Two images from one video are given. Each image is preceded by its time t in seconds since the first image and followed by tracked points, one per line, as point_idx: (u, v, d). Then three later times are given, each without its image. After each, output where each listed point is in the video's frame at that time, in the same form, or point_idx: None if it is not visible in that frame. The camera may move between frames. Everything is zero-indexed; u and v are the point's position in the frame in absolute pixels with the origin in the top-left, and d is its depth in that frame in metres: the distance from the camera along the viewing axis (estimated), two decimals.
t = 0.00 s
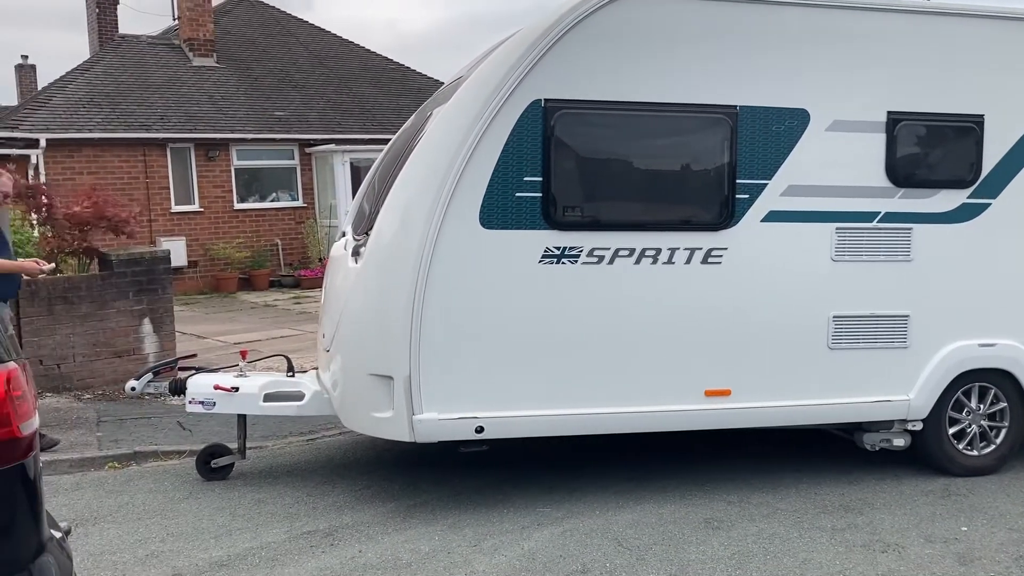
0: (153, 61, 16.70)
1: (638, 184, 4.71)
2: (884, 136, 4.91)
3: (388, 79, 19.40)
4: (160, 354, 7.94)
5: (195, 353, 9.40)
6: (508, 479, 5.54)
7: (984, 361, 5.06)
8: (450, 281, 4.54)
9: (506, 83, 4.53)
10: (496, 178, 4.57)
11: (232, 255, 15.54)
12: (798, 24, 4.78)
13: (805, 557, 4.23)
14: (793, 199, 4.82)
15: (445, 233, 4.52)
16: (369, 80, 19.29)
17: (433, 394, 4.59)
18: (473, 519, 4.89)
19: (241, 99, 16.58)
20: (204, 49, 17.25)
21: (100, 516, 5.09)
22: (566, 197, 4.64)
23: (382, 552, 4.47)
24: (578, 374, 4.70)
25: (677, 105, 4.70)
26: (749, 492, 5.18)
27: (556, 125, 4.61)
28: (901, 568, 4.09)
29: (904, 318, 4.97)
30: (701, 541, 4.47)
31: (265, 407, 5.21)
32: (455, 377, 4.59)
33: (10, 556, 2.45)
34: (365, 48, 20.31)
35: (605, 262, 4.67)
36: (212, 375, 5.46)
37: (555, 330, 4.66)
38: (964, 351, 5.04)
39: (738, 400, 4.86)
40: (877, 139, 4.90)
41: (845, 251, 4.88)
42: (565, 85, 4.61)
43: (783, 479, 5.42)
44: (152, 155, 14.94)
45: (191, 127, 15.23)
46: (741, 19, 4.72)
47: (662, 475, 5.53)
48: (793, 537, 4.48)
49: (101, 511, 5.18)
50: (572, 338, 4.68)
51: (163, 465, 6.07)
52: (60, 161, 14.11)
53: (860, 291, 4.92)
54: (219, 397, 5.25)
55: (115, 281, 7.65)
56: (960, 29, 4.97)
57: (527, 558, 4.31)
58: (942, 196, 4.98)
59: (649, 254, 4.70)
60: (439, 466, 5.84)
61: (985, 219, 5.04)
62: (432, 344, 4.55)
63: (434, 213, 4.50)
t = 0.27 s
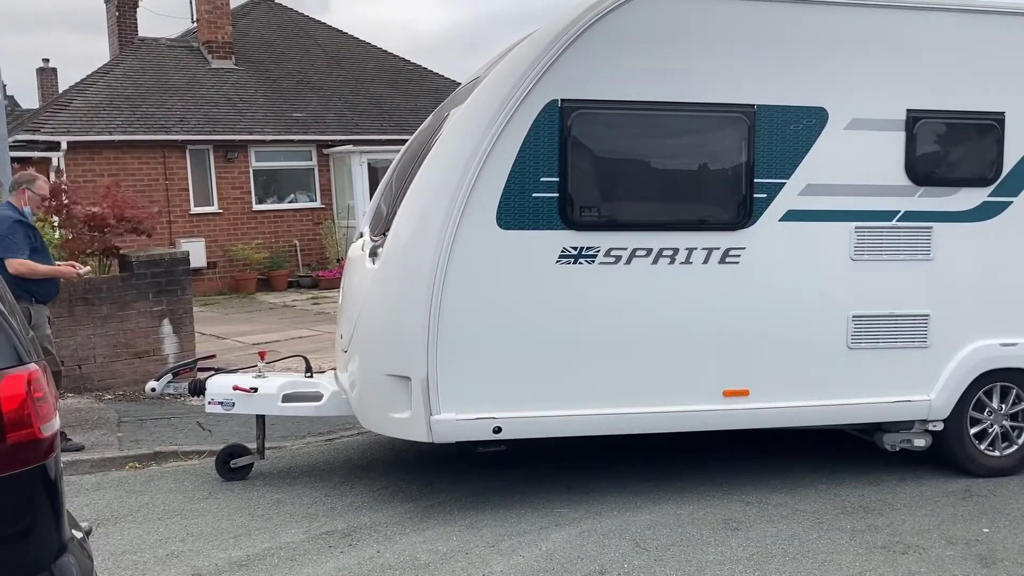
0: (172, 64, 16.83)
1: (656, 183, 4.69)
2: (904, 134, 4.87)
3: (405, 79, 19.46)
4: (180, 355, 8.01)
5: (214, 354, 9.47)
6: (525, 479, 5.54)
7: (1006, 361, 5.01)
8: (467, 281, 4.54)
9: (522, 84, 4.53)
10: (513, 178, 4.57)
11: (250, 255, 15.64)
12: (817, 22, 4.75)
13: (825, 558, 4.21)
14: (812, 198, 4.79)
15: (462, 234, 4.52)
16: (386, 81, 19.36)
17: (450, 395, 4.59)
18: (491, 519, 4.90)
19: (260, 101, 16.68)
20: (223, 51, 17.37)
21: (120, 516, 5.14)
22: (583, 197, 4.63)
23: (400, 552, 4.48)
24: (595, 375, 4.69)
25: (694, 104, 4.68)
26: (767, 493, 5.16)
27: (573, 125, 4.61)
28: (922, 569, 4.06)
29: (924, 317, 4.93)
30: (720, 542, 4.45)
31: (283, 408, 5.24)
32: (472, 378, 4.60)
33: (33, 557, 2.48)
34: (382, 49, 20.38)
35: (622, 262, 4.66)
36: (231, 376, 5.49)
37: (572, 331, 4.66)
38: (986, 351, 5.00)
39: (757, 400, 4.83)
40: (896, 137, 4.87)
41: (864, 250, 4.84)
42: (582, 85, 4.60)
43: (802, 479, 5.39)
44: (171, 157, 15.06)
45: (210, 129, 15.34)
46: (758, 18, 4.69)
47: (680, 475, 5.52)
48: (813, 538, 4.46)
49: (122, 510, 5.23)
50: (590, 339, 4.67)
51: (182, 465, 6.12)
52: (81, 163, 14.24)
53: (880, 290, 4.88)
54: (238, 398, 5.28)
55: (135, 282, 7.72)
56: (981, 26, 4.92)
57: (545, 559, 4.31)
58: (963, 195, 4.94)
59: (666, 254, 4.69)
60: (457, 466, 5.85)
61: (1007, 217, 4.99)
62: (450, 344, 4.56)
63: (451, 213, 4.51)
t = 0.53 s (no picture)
0: (184, 66, 16.93)
1: (667, 184, 4.70)
2: (916, 134, 4.86)
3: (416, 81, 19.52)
4: (194, 356, 8.06)
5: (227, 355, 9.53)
6: (538, 480, 5.55)
7: (1020, 361, 5.00)
8: (480, 282, 4.56)
9: (534, 85, 4.55)
10: (526, 180, 4.58)
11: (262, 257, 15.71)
12: (828, 22, 4.74)
13: (839, 559, 4.20)
14: (824, 198, 4.78)
15: (474, 236, 4.54)
16: (397, 82, 19.42)
17: (463, 395, 4.61)
18: (504, 519, 4.91)
19: (271, 103, 16.75)
20: (235, 53, 17.46)
21: (136, 516, 5.19)
22: (595, 198, 4.64)
23: (414, 552, 4.50)
24: (607, 376, 4.70)
25: (706, 105, 4.69)
26: (780, 493, 5.15)
27: (585, 126, 4.62)
28: (936, 571, 4.04)
29: (938, 317, 4.92)
30: (733, 543, 4.45)
31: (297, 408, 5.27)
32: (485, 379, 4.61)
33: (52, 558, 2.51)
34: (393, 50, 20.44)
35: (634, 263, 4.67)
36: (244, 377, 5.53)
37: (584, 331, 4.67)
38: (1000, 351, 4.98)
39: (769, 401, 4.83)
40: (909, 137, 4.85)
41: (877, 250, 4.83)
42: (593, 87, 4.61)
43: (815, 480, 5.38)
44: (184, 159, 15.15)
45: (222, 131, 15.42)
46: (770, 18, 4.69)
47: (692, 476, 5.52)
48: (826, 539, 4.45)
49: (138, 511, 5.28)
50: (602, 340, 4.68)
51: (197, 466, 6.16)
52: (95, 166, 14.34)
53: (893, 290, 4.87)
54: (251, 399, 5.32)
55: (149, 284, 7.78)
56: (993, 25, 4.91)
57: (558, 559, 4.32)
58: (976, 195, 4.92)
59: (678, 255, 4.69)
60: (469, 466, 5.87)
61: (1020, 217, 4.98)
62: (462, 345, 4.58)
63: (464, 215, 4.53)
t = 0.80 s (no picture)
0: (191, 67, 16.98)
1: (675, 184, 4.70)
2: (924, 134, 4.85)
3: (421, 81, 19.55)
4: (201, 356, 8.09)
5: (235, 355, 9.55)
6: (545, 480, 5.56)
7: None
8: (487, 282, 4.57)
9: (541, 86, 4.55)
10: (533, 180, 4.59)
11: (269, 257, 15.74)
12: (836, 22, 4.73)
13: (847, 559, 4.20)
14: (832, 198, 4.78)
15: (482, 236, 4.55)
16: (403, 82, 19.45)
17: (470, 395, 4.62)
18: (512, 519, 4.92)
19: (278, 103, 16.79)
20: (241, 54, 17.51)
21: (145, 516, 5.21)
22: (603, 198, 4.64)
23: (422, 552, 4.51)
24: (615, 376, 4.70)
25: (713, 105, 4.69)
26: (788, 494, 5.15)
27: (592, 127, 4.62)
28: (945, 571, 4.04)
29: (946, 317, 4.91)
30: (741, 543, 4.45)
31: (305, 408, 5.29)
32: (493, 379, 4.62)
33: (63, 558, 2.52)
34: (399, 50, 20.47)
35: (642, 263, 4.67)
36: (252, 377, 5.54)
37: (592, 331, 4.67)
38: (1009, 351, 4.97)
39: (777, 401, 4.83)
40: (917, 137, 4.85)
41: (885, 250, 4.82)
42: (601, 87, 4.62)
43: (823, 480, 5.37)
44: (190, 160, 15.20)
45: (229, 131, 15.46)
46: (777, 18, 4.68)
47: (700, 476, 5.52)
48: (834, 539, 4.45)
49: (147, 511, 5.30)
50: (609, 340, 4.68)
51: (205, 466, 6.18)
52: (102, 166, 14.39)
53: (901, 290, 4.86)
54: (260, 399, 5.33)
55: (156, 284, 7.80)
56: (1001, 25, 4.90)
57: (566, 559, 4.33)
58: (984, 194, 4.91)
59: (686, 255, 4.69)
60: (477, 466, 5.88)
61: None
62: (470, 345, 4.58)
63: (472, 215, 4.53)
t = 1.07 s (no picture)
0: (195, 66, 17.00)
1: (680, 183, 4.70)
2: (929, 133, 4.85)
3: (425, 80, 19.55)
4: (206, 355, 8.10)
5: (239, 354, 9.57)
6: (550, 479, 5.56)
7: None
8: (493, 281, 4.57)
9: (547, 85, 4.56)
10: (539, 179, 4.60)
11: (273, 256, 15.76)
12: (841, 21, 4.73)
13: (853, 559, 4.19)
14: (837, 197, 4.78)
15: (487, 235, 4.55)
16: (406, 82, 19.46)
17: (475, 394, 4.62)
18: (517, 518, 4.92)
19: (282, 103, 16.81)
20: (245, 53, 17.53)
21: (151, 515, 5.22)
22: (608, 198, 4.65)
23: (428, 551, 4.52)
24: (620, 375, 4.71)
25: (718, 105, 4.69)
26: (793, 493, 5.15)
27: (598, 126, 4.63)
28: (952, 571, 4.03)
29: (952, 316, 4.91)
30: (747, 542, 4.45)
31: (310, 407, 5.30)
32: (498, 377, 4.63)
33: (72, 556, 2.53)
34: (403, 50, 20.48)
35: (647, 262, 4.67)
36: (258, 376, 5.55)
37: (596, 330, 4.67)
38: (1014, 350, 4.97)
39: (783, 400, 4.83)
40: (922, 136, 4.84)
41: (890, 249, 4.82)
42: (606, 87, 4.62)
43: (828, 479, 5.37)
44: (195, 159, 15.22)
45: (233, 131, 15.48)
46: (783, 18, 4.68)
47: (705, 475, 5.52)
48: (840, 538, 4.45)
49: (152, 510, 5.31)
50: (614, 339, 4.69)
51: (210, 465, 6.20)
52: (106, 166, 14.41)
53: (906, 290, 4.86)
54: (265, 398, 5.34)
55: (161, 284, 7.82)
56: (1006, 24, 4.89)
57: (572, 558, 4.33)
58: (990, 193, 4.91)
59: (691, 254, 4.69)
60: (482, 465, 5.89)
61: None
62: (475, 344, 4.59)
63: (477, 214, 4.54)
